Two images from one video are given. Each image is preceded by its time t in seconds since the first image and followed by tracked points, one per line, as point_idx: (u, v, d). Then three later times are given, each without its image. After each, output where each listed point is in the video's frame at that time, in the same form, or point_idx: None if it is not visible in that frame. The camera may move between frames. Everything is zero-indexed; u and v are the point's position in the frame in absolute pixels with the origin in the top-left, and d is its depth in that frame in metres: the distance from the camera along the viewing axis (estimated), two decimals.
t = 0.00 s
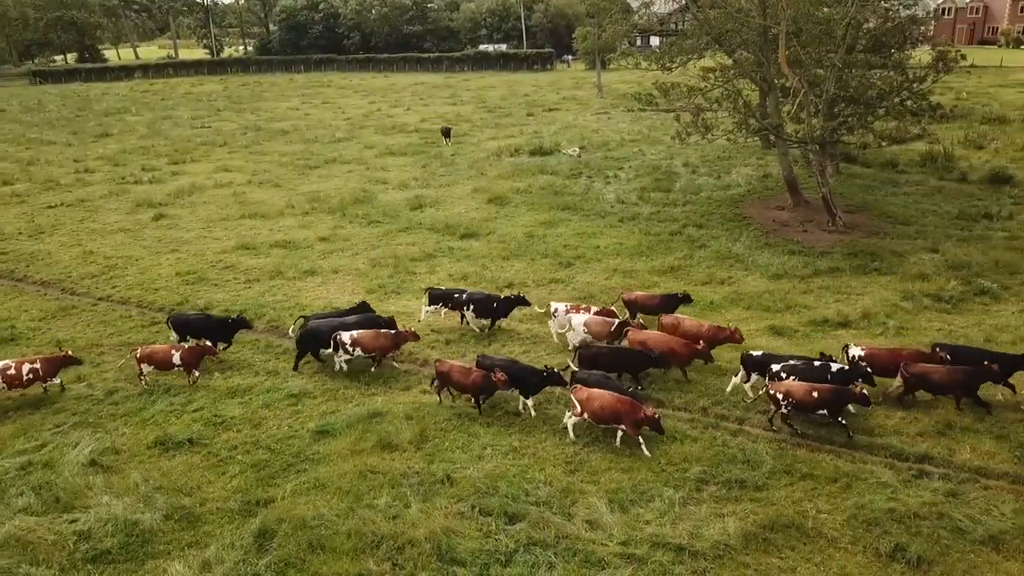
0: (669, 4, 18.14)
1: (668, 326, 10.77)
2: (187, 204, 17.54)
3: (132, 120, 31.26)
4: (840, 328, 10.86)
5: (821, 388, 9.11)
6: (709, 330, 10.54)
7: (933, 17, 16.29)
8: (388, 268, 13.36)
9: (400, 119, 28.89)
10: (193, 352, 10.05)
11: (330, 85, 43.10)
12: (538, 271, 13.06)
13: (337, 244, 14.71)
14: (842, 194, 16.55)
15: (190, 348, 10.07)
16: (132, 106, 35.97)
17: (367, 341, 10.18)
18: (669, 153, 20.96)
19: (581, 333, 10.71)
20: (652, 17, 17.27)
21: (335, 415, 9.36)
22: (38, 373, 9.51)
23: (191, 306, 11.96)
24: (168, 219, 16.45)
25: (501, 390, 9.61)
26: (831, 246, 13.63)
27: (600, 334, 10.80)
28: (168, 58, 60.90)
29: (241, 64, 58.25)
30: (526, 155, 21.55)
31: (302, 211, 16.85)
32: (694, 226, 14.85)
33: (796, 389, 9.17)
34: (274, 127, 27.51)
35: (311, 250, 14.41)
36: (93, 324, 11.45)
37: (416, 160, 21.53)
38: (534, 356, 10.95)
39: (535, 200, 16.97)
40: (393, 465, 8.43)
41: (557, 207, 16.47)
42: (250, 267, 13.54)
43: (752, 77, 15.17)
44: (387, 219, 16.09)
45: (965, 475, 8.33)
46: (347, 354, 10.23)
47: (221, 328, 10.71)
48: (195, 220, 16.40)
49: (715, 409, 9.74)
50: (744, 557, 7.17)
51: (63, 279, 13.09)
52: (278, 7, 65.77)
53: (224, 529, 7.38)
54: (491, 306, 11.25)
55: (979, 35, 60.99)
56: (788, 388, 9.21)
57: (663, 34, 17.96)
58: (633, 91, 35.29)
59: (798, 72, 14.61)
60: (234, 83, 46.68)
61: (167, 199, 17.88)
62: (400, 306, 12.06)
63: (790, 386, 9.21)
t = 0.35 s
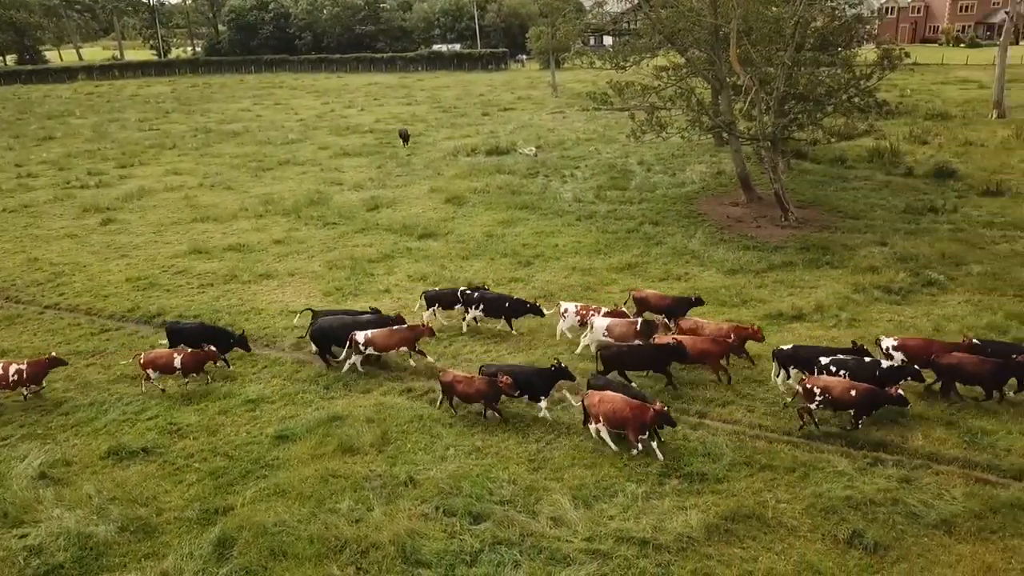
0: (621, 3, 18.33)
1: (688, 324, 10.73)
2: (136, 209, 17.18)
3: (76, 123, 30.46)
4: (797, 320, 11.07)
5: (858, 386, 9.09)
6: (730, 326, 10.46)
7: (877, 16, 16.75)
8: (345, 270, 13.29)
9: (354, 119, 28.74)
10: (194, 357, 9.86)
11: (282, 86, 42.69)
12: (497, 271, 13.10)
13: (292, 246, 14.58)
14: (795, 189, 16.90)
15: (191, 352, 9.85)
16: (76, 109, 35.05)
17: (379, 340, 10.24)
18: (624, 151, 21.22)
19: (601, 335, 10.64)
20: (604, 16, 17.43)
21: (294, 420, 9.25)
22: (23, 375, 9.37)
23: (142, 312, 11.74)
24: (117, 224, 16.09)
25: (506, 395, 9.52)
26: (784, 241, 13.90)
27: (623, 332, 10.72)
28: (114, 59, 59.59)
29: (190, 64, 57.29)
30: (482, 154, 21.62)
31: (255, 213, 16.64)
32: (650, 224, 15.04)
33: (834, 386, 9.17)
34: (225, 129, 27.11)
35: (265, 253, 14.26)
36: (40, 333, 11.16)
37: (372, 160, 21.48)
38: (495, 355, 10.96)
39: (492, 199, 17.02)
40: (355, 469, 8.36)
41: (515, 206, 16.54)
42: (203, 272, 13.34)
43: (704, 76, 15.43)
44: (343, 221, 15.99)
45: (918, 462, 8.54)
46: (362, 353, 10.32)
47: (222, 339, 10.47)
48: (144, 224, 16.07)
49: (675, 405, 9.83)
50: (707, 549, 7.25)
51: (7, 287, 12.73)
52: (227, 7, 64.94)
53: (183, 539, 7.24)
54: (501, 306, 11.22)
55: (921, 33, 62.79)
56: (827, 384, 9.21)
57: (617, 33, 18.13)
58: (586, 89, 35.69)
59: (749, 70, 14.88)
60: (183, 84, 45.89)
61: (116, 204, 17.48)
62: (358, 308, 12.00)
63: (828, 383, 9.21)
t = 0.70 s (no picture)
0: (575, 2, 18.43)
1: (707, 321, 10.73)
2: (84, 214, 16.75)
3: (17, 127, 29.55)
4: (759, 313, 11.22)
5: (889, 387, 9.01)
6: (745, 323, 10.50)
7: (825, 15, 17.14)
8: (302, 273, 13.16)
9: (308, 120, 28.46)
10: (198, 359, 9.82)
11: (232, 87, 42.05)
12: (457, 271, 13.10)
13: (247, 250, 14.38)
14: (749, 185, 17.21)
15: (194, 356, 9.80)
16: (16, 112, 33.98)
17: (398, 338, 10.34)
18: (581, 150, 21.40)
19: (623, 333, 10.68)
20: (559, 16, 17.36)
21: (252, 426, 9.12)
22: (15, 382, 9.23)
23: (92, 320, 11.48)
24: (63, 230, 15.68)
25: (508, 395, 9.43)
26: (738, 236, 14.14)
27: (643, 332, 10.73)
28: (57, 61, 58.00)
29: (137, 65, 56.05)
30: (439, 154, 21.60)
31: (208, 217, 16.37)
32: (607, 222, 15.18)
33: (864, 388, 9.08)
34: (175, 131, 26.59)
35: (219, 257, 14.04)
36: None
37: (327, 162, 21.31)
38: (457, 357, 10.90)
39: (449, 199, 17.01)
40: (316, 474, 8.27)
41: (472, 206, 16.54)
42: (155, 277, 13.09)
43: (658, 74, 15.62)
44: (298, 223, 15.83)
45: (873, 450, 8.75)
46: (380, 352, 10.42)
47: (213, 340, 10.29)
48: (92, 230, 15.69)
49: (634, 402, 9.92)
50: (670, 542, 7.33)
51: None
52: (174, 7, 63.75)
53: (140, 551, 7.09)
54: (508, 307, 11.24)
55: (867, 32, 64.35)
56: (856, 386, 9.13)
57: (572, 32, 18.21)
58: (542, 88, 35.93)
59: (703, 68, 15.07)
60: (130, 86, 44.86)
61: (62, 209, 17.02)
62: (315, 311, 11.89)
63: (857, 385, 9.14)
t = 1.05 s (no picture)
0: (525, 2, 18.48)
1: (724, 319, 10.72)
2: (24, 221, 16.22)
3: None
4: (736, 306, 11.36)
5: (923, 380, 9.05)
6: (763, 321, 10.52)
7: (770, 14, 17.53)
8: (253, 278, 12.98)
9: (257, 122, 28.03)
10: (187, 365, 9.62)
11: (177, 89, 41.18)
12: (412, 272, 13.07)
13: (196, 255, 14.11)
14: (702, 183, 17.49)
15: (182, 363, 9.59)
16: None
17: (418, 338, 10.41)
18: (534, 150, 21.53)
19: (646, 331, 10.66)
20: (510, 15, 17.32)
21: (206, 434, 8.94)
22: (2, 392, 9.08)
23: (35, 330, 11.16)
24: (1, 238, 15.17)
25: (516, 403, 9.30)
26: (691, 233, 14.35)
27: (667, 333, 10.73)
28: None
29: (75, 67, 54.43)
30: (391, 155, 21.50)
31: (154, 222, 16.02)
32: (562, 220, 15.28)
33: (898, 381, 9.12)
34: (118, 135, 25.92)
35: (168, 263, 13.75)
36: None
37: (277, 164, 21.03)
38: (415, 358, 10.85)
39: (403, 200, 16.94)
40: (274, 481, 8.14)
41: (427, 206, 16.50)
42: (100, 284, 12.76)
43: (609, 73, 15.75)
44: (249, 226, 15.59)
45: (827, 439, 8.94)
46: (400, 348, 10.46)
47: (214, 351, 9.99)
48: (31, 237, 15.21)
49: (590, 402, 10.00)
50: (633, 537, 7.38)
51: None
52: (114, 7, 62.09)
53: (91, 566, 6.89)
54: (518, 309, 11.32)
55: (810, 31, 65.96)
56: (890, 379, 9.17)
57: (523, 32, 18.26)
58: (494, 88, 36.07)
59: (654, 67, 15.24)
60: (68, 89, 43.52)
61: None
62: (268, 316, 11.74)
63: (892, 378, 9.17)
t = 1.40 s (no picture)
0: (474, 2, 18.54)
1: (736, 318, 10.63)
2: None
3: None
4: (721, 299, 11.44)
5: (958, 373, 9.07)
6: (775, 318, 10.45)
7: (716, 14, 17.87)
8: (202, 283, 12.75)
9: (202, 125, 27.51)
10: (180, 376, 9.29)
11: (119, 92, 40.17)
12: (366, 273, 13.02)
13: (143, 261, 13.78)
14: (654, 180, 17.74)
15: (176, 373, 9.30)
16: None
17: (436, 340, 10.25)
18: (487, 149, 21.61)
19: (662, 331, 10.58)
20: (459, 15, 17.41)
21: (158, 444, 8.74)
22: None
23: None
24: None
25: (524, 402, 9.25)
26: (644, 230, 14.52)
27: (685, 331, 10.62)
28: None
29: (9, 70, 52.61)
30: (342, 155, 21.32)
31: (97, 227, 15.62)
32: (517, 219, 15.35)
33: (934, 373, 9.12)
34: (57, 139, 25.17)
35: (113, 269, 13.41)
36: None
37: (225, 166, 20.68)
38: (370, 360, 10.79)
39: (355, 201, 16.82)
40: (230, 489, 8.00)
41: (379, 207, 16.41)
42: (41, 293, 12.38)
43: (560, 72, 15.89)
44: (197, 230, 15.31)
45: (782, 430, 9.12)
46: (417, 351, 10.34)
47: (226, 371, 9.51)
48: None
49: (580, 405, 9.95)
50: (594, 533, 7.43)
51: None
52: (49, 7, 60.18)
53: None
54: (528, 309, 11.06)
55: (755, 30, 67.40)
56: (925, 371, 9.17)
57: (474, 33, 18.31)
58: (445, 88, 36.08)
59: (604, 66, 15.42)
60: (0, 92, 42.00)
61: None
62: (219, 321, 11.54)
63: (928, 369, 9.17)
